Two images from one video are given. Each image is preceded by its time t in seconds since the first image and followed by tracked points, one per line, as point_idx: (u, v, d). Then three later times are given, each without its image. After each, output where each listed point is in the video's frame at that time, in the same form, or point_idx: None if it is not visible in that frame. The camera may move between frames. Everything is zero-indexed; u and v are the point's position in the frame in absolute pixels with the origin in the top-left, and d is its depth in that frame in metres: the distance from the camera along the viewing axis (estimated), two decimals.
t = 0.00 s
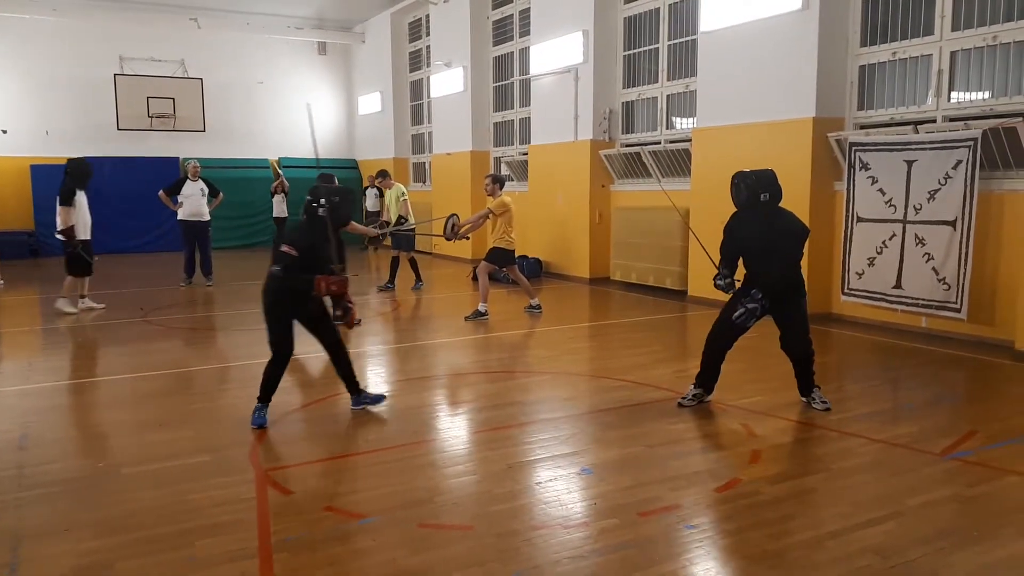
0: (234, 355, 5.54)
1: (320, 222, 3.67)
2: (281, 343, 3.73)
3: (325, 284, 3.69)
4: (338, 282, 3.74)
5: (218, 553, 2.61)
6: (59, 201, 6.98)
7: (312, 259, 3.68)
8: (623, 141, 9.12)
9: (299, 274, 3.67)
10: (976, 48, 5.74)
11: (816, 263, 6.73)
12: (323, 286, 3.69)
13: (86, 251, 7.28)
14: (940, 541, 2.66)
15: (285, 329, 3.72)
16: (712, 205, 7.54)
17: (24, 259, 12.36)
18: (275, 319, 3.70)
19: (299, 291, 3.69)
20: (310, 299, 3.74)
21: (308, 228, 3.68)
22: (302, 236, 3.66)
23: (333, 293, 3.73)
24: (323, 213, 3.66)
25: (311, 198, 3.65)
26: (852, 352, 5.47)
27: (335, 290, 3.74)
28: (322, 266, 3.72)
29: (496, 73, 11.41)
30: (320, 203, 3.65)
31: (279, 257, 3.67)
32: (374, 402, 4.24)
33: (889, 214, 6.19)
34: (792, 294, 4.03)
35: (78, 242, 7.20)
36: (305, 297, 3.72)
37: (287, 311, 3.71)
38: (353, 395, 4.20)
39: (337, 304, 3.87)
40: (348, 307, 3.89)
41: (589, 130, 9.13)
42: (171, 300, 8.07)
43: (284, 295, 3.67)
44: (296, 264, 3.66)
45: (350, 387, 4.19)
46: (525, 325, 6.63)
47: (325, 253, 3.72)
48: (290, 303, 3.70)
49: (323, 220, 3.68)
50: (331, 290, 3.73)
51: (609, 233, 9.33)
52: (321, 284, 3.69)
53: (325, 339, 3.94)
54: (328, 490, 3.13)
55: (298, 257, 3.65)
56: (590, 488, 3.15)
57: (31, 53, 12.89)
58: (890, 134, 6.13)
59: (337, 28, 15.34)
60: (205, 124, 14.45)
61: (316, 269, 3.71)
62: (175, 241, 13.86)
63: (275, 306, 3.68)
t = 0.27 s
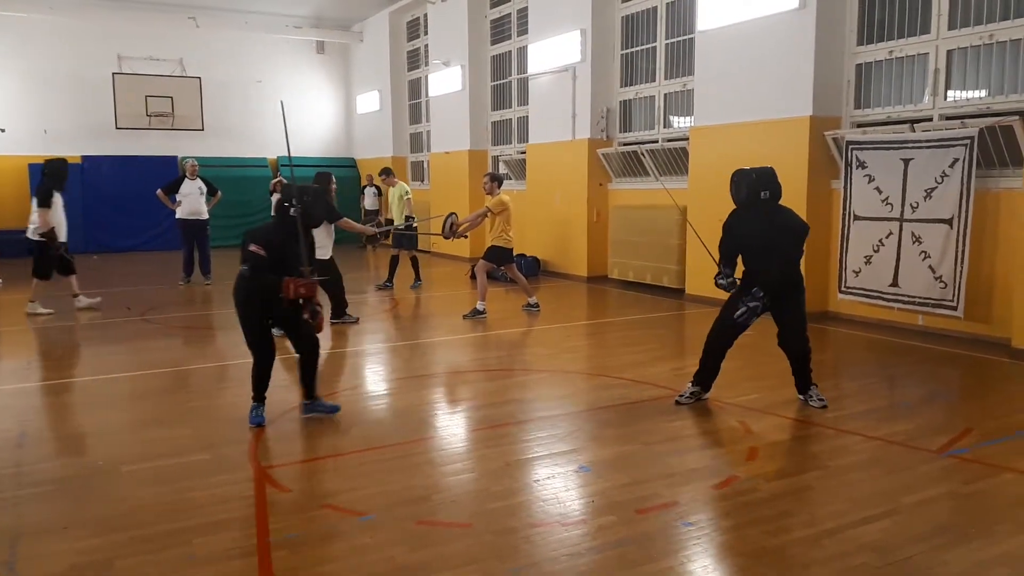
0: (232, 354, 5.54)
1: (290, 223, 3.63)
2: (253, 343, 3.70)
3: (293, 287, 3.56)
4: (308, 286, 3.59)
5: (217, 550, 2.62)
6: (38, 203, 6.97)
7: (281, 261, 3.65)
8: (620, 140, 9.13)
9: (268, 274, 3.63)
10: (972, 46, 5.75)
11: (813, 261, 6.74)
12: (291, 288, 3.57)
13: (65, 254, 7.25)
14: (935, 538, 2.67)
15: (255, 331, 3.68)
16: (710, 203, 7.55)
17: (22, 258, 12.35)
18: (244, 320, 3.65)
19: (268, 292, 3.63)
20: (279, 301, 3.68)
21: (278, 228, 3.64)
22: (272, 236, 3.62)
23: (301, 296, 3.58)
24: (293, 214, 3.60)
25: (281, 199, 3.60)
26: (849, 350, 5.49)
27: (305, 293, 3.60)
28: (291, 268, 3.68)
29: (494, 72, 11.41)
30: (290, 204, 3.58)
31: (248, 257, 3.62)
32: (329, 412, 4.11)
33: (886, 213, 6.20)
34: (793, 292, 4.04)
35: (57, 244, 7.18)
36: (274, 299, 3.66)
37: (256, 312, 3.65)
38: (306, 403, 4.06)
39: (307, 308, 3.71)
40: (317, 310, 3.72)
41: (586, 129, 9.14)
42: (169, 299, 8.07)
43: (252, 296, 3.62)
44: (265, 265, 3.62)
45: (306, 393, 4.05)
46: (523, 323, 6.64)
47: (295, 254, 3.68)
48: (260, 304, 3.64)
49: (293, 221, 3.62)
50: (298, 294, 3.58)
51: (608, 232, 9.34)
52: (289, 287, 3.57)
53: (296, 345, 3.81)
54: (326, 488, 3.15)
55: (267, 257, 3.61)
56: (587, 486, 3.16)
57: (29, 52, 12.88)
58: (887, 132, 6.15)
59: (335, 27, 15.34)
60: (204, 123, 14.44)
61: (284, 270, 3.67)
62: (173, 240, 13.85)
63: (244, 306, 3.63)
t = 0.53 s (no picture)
0: (234, 351, 5.54)
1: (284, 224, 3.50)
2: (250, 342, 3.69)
3: (290, 288, 3.39)
4: (306, 287, 3.41)
5: (220, 547, 2.62)
6: (17, 197, 6.85)
7: (277, 262, 3.56)
8: (623, 137, 9.11)
9: (264, 276, 3.56)
10: (976, 43, 5.74)
11: (816, 258, 6.73)
12: (288, 289, 3.40)
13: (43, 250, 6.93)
14: (938, 535, 2.67)
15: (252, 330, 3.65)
16: (712, 200, 7.54)
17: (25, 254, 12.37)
18: (241, 321, 3.62)
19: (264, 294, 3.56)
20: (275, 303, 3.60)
21: (272, 229, 3.54)
22: (267, 238, 3.52)
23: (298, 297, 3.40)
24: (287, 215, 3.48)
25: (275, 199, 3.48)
26: (853, 348, 5.48)
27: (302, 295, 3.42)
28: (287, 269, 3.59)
29: (497, 68, 11.40)
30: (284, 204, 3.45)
31: (243, 259, 3.54)
32: (315, 430, 3.71)
33: (889, 210, 6.19)
34: (799, 291, 4.03)
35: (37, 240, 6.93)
36: (270, 301, 3.58)
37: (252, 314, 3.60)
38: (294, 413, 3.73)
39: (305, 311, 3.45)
40: (315, 312, 3.43)
41: (589, 125, 9.13)
42: (171, 296, 8.07)
43: (248, 298, 3.56)
44: (260, 266, 3.54)
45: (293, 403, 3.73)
46: (525, 320, 6.64)
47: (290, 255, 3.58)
48: (255, 306, 3.58)
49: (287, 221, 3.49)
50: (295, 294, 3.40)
51: (610, 228, 9.33)
52: (286, 287, 3.40)
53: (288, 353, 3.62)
54: (329, 485, 3.15)
55: (262, 259, 3.53)
56: (590, 483, 3.16)
57: (31, 49, 12.88)
58: (890, 129, 6.13)
59: (337, 23, 15.32)
60: (206, 120, 14.44)
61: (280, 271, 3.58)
62: (175, 236, 13.85)
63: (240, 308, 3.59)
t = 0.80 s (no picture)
0: (241, 350, 5.56)
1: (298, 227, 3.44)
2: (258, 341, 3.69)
3: (304, 294, 3.35)
4: (320, 293, 3.37)
5: (227, 546, 2.63)
6: None
7: (291, 264, 3.51)
8: (629, 137, 9.11)
9: (276, 280, 3.49)
10: (984, 43, 5.71)
11: (823, 258, 6.71)
12: (301, 295, 3.36)
13: (31, 250, 6.91)
14: (946, 537, 2.66)
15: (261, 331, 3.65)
16: (719, 200, 7.53)
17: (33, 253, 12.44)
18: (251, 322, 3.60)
19: (275, 297, 3.50)
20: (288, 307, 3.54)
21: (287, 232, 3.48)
22: (280, 240, 3.47)
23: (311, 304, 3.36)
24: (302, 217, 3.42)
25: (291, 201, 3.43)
26: (860, 348, 5.46)
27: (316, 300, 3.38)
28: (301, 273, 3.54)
29: (503, 68, 11.40)
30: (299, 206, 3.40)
31: (257, 262, 3.51)
32: (319, 437, 3.65)
33: (896, 210, 6.17)
34: (787, 291, 4.00)
35: (23, 241, 6.86)
36: (281, 305, 3.52)
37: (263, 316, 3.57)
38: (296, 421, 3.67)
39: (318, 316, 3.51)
40: (329, 319, 3.52)
41: (595, 125, 9.12)
42: (178, 295, 8.10)
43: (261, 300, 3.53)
44: (273, 270, 3.50)
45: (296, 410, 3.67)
46: (531, 320, 6.64)
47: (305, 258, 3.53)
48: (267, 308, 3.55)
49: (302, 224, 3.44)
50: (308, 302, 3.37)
51: (616, 228, 9.32)
52: (300, 292, 3.36)
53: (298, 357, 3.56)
54: (335, 484, 3.15)
55: (276, 263, 3.49)
56: (597, 483, 3.15)
57: (40, 49, 12.95)
58: (898, 129, 6.11)
59: (344, 24, 15.35)
60: (213, 120, 14.49)
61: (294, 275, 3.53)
62: (183, 236, 13.90)
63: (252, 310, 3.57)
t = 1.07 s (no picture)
0: (248, 347, 5.58)
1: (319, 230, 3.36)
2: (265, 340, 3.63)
3: (324, 296, 3.43)
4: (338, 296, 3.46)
5: (234, 542, 2.64)
6: None
7: (308, 266, 3.42)
8: (636, 135, 9.09)
9: (293, 284, 3.39)
10: (994, 40, 5.68)
11: (831, 257, 6.68)
12: (322, 297, 3.43)
13: (20, 248, 6.95)
14: (954, 536, 2.65)
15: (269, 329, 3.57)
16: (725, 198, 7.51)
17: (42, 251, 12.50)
18: (260, 320, 3.53)
19: (290, 300, 3.41)
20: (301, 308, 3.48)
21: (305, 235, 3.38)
22: (298, 243, 3.36)
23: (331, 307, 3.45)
24: (318, 219, 3.35)
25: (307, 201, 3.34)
26: (868, 347, 5.44)
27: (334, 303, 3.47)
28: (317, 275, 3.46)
29: (510, 66, 11.40)
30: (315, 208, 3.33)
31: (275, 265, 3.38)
32: (327, 432, 3.70)
33: (904, 208, 6.14)
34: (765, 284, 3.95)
35: (11, 239, 6.89)
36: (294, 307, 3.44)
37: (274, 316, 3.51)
38: (301, 421, 3.67)
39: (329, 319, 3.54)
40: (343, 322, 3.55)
41: (602, 123, 9.10)
42: (186, 293, 8.13)
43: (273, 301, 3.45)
44: (291, 273, 3.38)
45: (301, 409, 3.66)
46: (538, 318, 6.64)
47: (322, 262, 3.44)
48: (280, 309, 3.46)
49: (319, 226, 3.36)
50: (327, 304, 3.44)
51: (623, 226, 9.31)
52: (320, 295, 3.43)
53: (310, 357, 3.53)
54: (341, 481, 3.16)
55: (295, 266, 3.38)
56: (603, 481, 3.16)
57: (48, 48, 13.00)
58: (906, 127, 6.08)
59: (351, 22, 15.36)
60: (220, 118, 14.53)
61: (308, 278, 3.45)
62: (190, 234, 13.95)
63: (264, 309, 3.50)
